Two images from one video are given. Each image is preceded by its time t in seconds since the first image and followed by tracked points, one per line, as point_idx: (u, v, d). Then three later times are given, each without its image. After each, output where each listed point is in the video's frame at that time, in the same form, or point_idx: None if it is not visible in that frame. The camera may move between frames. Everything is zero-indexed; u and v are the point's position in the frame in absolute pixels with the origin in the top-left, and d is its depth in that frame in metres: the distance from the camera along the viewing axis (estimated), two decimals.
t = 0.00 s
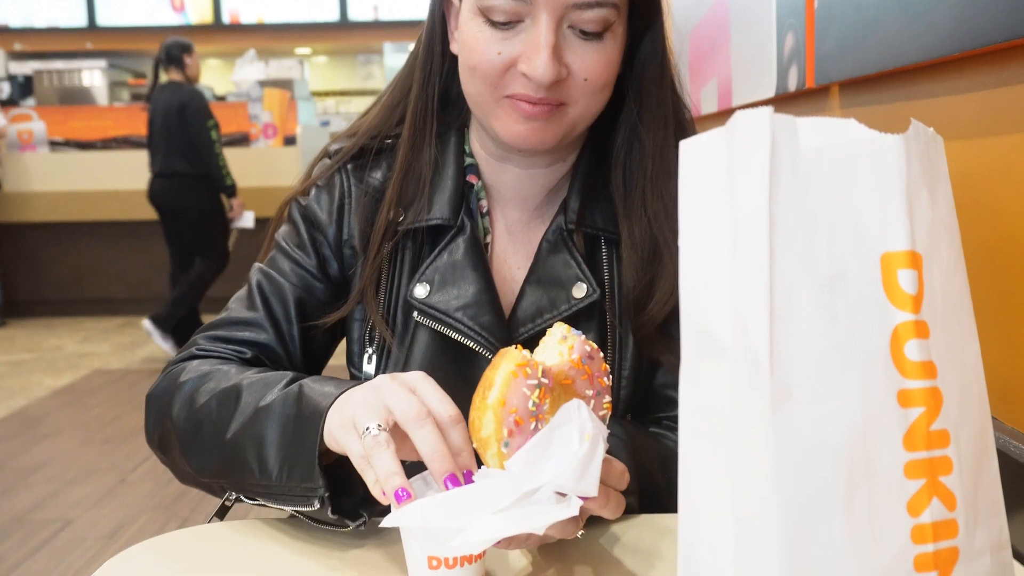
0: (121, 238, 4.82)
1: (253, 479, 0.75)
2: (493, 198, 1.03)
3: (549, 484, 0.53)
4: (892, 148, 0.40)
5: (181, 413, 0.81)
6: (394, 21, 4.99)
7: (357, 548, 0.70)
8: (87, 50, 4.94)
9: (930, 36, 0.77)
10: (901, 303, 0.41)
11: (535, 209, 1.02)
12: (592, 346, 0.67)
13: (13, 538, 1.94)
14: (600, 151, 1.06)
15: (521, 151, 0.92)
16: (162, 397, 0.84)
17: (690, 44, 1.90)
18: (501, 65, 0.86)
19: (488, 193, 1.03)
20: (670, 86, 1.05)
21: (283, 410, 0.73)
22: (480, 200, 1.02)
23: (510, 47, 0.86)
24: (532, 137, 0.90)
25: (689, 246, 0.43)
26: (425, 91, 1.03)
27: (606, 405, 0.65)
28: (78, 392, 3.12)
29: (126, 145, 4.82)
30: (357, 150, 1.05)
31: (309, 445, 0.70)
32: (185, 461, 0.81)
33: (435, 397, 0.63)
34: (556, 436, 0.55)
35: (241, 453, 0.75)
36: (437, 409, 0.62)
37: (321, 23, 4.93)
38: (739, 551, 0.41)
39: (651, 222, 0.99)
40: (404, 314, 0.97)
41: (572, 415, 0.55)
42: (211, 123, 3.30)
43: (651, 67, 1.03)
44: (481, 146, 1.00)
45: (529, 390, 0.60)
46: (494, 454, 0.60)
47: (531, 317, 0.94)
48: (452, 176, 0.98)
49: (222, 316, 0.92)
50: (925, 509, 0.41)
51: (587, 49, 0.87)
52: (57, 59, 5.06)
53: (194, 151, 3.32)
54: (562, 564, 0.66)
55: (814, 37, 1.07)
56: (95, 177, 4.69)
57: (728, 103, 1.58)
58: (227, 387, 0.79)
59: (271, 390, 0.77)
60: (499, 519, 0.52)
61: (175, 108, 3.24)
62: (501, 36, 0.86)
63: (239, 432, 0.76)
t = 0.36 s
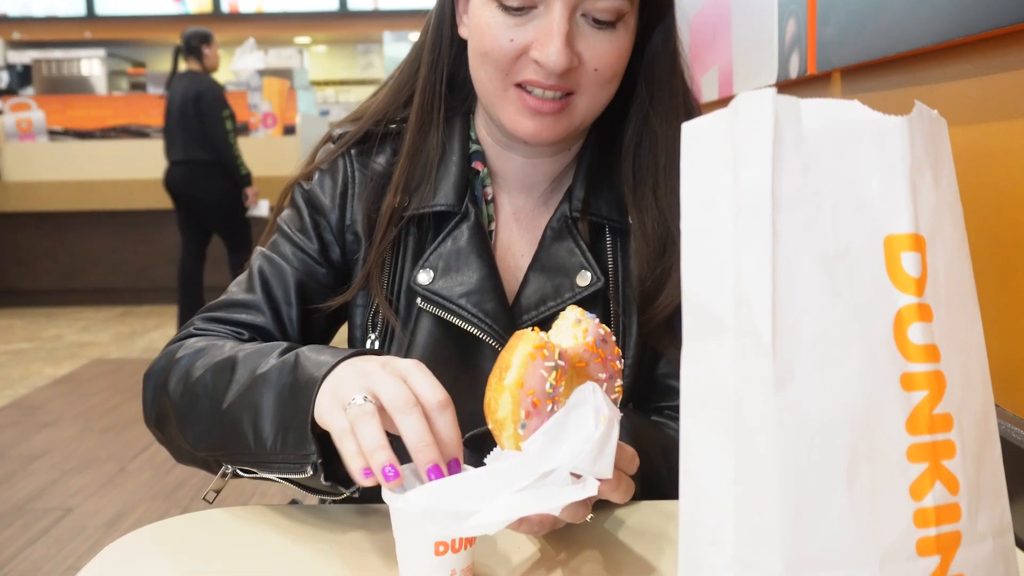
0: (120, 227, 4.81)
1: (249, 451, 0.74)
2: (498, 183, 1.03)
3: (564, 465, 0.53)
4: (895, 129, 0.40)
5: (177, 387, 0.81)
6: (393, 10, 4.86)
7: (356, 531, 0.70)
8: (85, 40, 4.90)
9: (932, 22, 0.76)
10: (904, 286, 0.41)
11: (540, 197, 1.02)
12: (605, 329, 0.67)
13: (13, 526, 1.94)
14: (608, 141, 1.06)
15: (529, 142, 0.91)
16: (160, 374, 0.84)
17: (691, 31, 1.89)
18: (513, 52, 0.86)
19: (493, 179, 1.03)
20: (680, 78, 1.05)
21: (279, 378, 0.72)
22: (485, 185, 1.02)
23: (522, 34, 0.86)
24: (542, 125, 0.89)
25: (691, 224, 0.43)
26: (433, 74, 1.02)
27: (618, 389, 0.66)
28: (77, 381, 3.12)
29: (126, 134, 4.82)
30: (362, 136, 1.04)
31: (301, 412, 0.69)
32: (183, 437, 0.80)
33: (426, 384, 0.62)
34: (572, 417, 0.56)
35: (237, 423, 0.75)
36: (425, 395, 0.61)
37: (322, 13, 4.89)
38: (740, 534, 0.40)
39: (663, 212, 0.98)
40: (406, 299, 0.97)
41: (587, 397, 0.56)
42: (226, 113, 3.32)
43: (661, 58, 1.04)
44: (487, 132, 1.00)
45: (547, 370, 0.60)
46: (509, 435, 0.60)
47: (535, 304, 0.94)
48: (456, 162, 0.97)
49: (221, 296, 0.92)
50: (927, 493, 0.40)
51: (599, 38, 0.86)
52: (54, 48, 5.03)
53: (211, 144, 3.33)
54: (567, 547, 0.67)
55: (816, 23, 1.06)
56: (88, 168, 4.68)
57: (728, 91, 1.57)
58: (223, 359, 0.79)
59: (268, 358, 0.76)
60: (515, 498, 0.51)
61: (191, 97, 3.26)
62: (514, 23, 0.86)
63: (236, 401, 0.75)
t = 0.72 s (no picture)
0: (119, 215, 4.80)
1: (271, 454, 0.74)
2: (499, 168, 1.03)
3: (552, 444, 0.53)
4: (898, 115, 0.40)
5: (193, 386, 0.80)
6: None
7: (379, 521, 0.69)
8: (85, 27, 4.79)
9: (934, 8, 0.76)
10: (908, 273, 0.41)
11: (541, 180, 1.02)
12: (598, 311, 0.66)
13: (15, 514, 1.94)
14: (607, 121, 1.06)
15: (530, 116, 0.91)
16: (170, 369, 0.84)
17: (693, 18, 1.88)
18: (511, 22, 0.86)
19: (494, 164, 1.03)
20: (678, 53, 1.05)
21: (308, 386, 0.72)
22: (486, 170, 1.02)
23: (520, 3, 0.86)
24: (543, 96, 0.89)
25: (693, 211, 0.43)
26: (431, 61, 1.02)
27: (610, 371, 0.65)
28: (77, 369, 3.12)
29: (125, 121, 4.82)
30: (364, 124, 1.04)
31: (335, 419, 0.69)
32: (194, 434, 0.80)
33: (452, 372, 0.66)
34: (563, 399, 0.54)
35: (260, 429, 0.74)
36: (453, 382, 0.65)
37: None
38: (742, 520, 0.40)
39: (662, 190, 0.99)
40: (409, 286, 0.97)
41: (577, 378, 0.54)
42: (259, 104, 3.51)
43: (659, 32, 1.04)
44: (487, 116, 1.00)
45: (536, 351, 0.59)
46: (499, 416, 0.59)
47: (536, 290, 0.94)
48: (456, 149, 0.97)
49: (226, 286, 0.92)
50: (929, 480, 0.40)
51: (596, 6, 0.86)
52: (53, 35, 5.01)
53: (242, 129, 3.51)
54: (566, 534, 0.67)
55: (817, 9, 1.06)
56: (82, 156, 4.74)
57: (730, 78, 1.57)
58: (245, 362, 0.79)
59: (293, 366, 0.76)
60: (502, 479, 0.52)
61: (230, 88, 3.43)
62: None
63: (261, 406, 0.74)
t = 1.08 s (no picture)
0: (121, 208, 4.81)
1: (273, 454, 0.74)
2: (497, 160, 1.03)
3: (546, 446, 0.53)
4: (896, 103, 0.40)
5: (196, 382, 0.80)
6: None
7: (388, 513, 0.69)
8: (86, 19, 4.80)
9: None
10: (904, 261, 0.40)
11: (541, 171, 1.02)
12: (588, 309, 0.65)
13: (18, 507, 1.95)
14: (609, 116, 1.06)
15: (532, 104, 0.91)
16: (173, 363, 0.84)
17: (694, 9, 1.88)
18: (519, 11, 0.86)
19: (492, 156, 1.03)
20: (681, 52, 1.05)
21: (311, 386, 0.73)
22: (484, 162, 1.02)
23: None
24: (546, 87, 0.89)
25: (691, 199, 0.43)
26: (433, 48, 1.02)
27: (603, 368, 0.64)
28: (80, 362, 3.12)
29: (126, 114, 4.82)
30: (362, 114, 1.04)
31: (338, 423, 0.69)
32: (197, 430, 0.80)
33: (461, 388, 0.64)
34: (553, 398, 0.56)
35: (262, 428, 0.74)
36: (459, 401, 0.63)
37: None
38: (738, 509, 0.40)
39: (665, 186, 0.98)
40: (408, 278, 0.97)
41: (568, 377, 0.56)
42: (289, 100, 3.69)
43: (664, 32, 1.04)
44: (488, 107, 1.01)
45: (526, 353, 0.59)
46: (491, 420, 0.58)
47: (535, 281, 0.94)
48: (456, 140, 0.97)
49: (228, 279, 0.92)
50: (926, 468, 0.40)
51: None
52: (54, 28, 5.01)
53: (273, 124, 3.70)
54: (563, 525, 0.67)
55: None
56: (89, 144, 4.78)
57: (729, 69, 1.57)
58: (249, 360, 0.79)
59: (297, 367, 0.76)
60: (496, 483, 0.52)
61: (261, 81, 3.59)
62: None
63: (264, 406, 0.75)
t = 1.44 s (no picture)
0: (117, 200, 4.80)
1: (276, 445, 0.74)
2: (495, 148, 1.03)
3: (539, 434, 0.53)
4: (885, 85, 0.40)
5: (197, 374, 0.80)
6: None
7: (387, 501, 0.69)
8: (80, 11, 4.78)
9: None
10: (894, 244, 0.40)
11: (538, 158, 1.02)
12: (579, 296, 0.65)
13: (16, 499, 1.95)
14: (608, 103, 1.06)
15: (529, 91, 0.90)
16: (173, 357, 0.84)
17: None
18: None
19: (489, 144, 1.03)
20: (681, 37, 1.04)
21: (311, 376, 0.73)
22: (481, 151, 1.02)
23: None
24: (544, 74, 0.88)
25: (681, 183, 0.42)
26: (430, 36, 1.02)
27: (594, 355, 0.64)
28: (77, 355, 3.12)
29: (121, 106, 4.82)
30: (360, 103, 1.03)
31: (340, 412, 0.69)
32: (199, 423, 0.79)
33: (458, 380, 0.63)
34: (545, 384, 0.54)
35: (263, 419, 0.74)
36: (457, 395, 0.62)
37: None
38: (729, 495, 0.40)
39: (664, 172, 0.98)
40: (405, 267, 0.96)
41: (560, 363, 0.54)
42: (302, 88, 3.68)
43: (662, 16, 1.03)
44: (485, 94, 1.00)
45: (518, 341, 0.59)
46: (484, 407, 0.58)
47: (532, 269, 0.94)
48: (452, 128, 0.96)
49: (227, 271, 0.91)
50: (916, 452, 0.40)
51: None
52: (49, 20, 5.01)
53: (284, 115, 3.69)
54: (555, 511, 0.67)
55: None
56: (82, 138, 4.76)
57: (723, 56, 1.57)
58: (249, 351, 0.79)
59: (297, 357, 0.76)
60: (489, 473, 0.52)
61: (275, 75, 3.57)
62: None
63: (265, 396, 0.74)
